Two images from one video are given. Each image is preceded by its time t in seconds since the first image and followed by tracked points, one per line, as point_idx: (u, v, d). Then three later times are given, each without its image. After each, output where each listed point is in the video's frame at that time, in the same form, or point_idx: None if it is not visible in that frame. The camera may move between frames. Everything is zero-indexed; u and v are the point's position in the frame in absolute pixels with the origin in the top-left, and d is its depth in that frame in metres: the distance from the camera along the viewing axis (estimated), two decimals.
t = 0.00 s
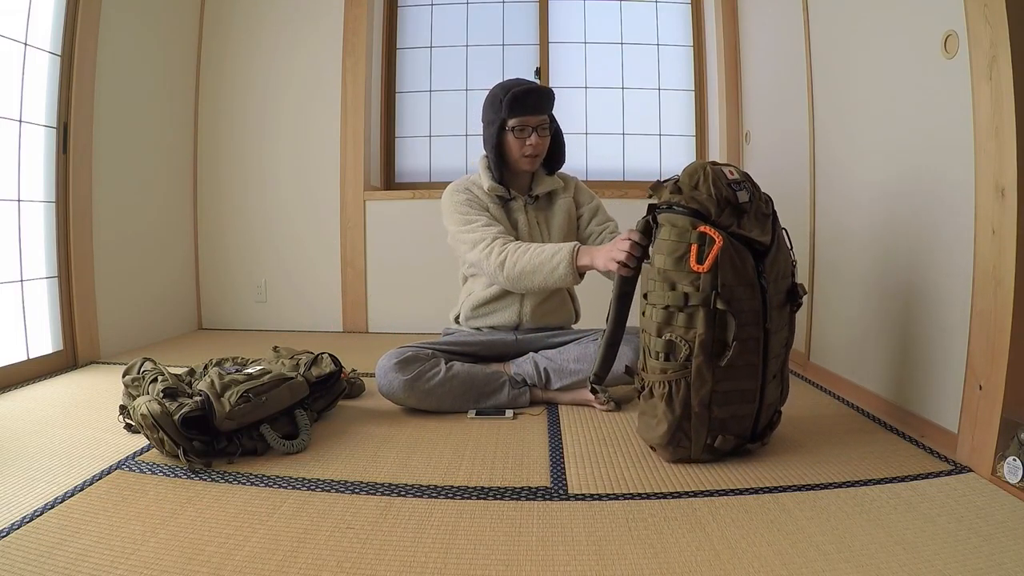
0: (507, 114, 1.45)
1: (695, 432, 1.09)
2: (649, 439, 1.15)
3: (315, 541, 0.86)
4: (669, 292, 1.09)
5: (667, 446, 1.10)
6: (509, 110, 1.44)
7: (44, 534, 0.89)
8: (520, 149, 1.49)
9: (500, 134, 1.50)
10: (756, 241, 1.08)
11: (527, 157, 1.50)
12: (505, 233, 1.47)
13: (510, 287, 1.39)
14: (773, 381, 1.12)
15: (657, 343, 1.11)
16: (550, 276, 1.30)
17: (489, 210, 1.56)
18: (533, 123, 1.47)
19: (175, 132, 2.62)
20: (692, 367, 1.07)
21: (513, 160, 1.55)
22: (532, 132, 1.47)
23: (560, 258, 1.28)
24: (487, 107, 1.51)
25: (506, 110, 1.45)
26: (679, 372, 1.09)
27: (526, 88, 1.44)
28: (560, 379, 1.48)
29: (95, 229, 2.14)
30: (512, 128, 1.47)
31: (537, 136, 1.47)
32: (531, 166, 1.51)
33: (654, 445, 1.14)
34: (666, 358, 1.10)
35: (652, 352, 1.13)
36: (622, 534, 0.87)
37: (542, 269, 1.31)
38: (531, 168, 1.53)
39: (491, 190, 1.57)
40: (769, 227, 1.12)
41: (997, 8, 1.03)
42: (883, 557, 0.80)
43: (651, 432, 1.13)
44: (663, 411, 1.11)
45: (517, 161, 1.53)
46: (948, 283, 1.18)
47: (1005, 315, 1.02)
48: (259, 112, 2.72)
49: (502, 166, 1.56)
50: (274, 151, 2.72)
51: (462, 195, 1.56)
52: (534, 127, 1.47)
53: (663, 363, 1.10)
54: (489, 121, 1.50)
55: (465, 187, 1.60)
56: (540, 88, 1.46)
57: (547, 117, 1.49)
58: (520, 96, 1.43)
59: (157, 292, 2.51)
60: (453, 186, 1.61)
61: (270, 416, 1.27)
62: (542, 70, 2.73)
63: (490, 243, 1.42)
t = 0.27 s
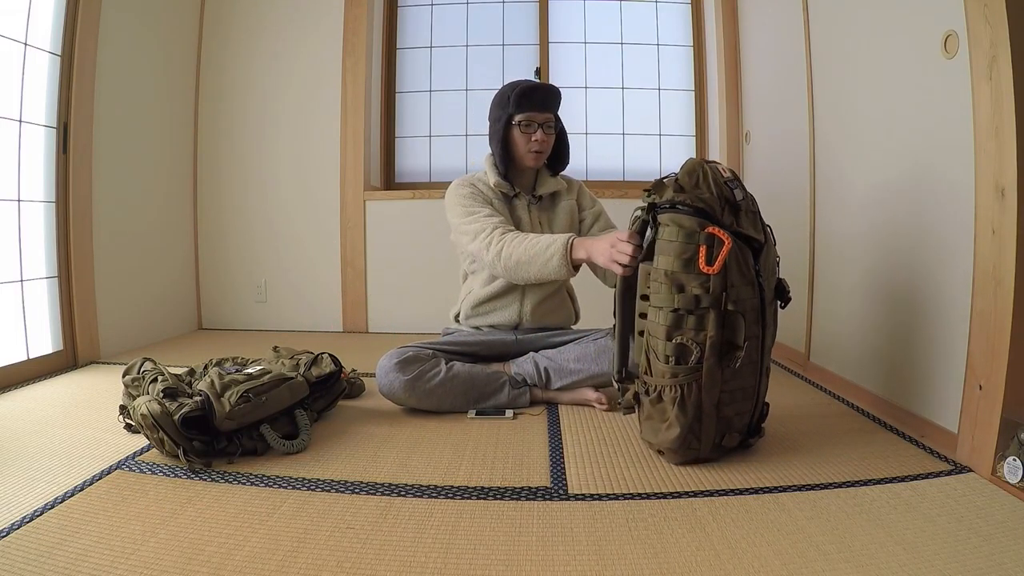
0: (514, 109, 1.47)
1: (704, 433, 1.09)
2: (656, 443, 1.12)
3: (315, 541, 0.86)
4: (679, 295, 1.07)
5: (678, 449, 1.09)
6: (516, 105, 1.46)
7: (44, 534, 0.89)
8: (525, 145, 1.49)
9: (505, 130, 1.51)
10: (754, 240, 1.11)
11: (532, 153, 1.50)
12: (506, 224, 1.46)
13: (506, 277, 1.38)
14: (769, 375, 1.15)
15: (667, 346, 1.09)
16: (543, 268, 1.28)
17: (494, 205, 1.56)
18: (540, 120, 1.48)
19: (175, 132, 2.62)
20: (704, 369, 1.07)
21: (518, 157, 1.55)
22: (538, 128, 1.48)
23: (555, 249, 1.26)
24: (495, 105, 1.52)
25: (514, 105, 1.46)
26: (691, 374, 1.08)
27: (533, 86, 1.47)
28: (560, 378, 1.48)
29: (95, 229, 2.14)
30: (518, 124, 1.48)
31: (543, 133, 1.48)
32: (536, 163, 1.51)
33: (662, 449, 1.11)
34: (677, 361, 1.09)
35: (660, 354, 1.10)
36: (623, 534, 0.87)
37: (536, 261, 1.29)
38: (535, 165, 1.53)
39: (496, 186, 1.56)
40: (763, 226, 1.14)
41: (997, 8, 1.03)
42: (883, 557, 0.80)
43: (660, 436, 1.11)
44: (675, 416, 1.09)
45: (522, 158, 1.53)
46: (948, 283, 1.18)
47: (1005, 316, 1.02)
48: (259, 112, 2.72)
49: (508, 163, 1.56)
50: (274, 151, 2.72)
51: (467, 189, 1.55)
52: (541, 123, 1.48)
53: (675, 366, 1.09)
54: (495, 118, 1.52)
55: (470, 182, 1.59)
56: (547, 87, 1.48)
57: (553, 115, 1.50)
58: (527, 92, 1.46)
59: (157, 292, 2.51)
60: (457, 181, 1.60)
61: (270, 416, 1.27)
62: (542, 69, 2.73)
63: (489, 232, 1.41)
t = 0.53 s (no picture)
0: (511, 110, 1.46)
1: (714, 425, 1.13)
2: (672, 442, 1.10)
3: (315, 542, 0.86)
4: (706, 293, 1.06)
5: (696, 444, 1.10)
6: (513, 107, 1.46)
7: (43, 534, 0.89)
8: (523, 147, 1.49)
9: (502, 130, 1.51)
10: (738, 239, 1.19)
11: (529, 154, 1.49)
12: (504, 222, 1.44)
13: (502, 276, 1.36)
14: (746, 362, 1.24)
15: (692, 344, 1.08)
16: (538, 267, 1.26)
17: (494, 206, 1.55)
18: (537, 121, 1.47)
19: (175, 133, 2.62)
20: (720, 363, 1.11)
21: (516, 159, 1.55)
22: (536, 129, 1.47)
23: (548, 249, 1.24)
24: (493, 106, 1.52)
25: (511, 107, 1.46)
26: (710, 370, 1.10)
27: (530, 86, 1.46)
28: (560, 379, 1.48)
29: (95, 229, 2.14)
30: (516, 125, 1.48)
31: (540, 134, 1.47)
32: (535, 164, 1.51)
33: (679, 447, 1.10)
34: (699, 358, 1.09)
35: (682, 352, 1.09)
36: (623, 534, 0.87)
37: (530, 259, 1.27)
38: (534, 166, 1.52)
39: (496, 186, 1.56)
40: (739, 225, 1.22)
41: (997, 8, 1.03)
42: (883, 557, 0.80)
43: (680, 434, 1.10)
44: (699, 412, 1.09)
45: (521, 159, 1.53)
46: (947, 283, 1.18)
47: (1005, 316, 1.02)
48: (259, 112, 2.72)
49: (507, 165, 1.56)
50: (274, 150, 2.72)
51: (468, 188, 1.55)
52: (538, 124, 1.47)
53: (697, 363, 1.09)
54: (494, 119, 1.51)
55: (471, 182, 1.59)
56: (543, 88, 1.48)
57: (550, 117, 1.49)
58: (523, 93, 1.45)
59: (157, 292, 2.51)
60: (459, 180, 1.60)
61: (270, 416, 1.27)
62: (542, 70, 2.73)
63: (485, 231, 1.40)
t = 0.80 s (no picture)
0: (496, 113, 1.46)
1: (719, 428, 1.12)
2: (675, 444, 1.10)
3: (315, 542, 0.86)
4: (716, 296, 1.05)
5: (700, 447, 1.10)
6: (497, 110, 1.45)
7: (43, 534, 0.89)
8: (511, 148, 1.49)
9: (489, 133, 1.51)
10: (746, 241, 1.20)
11: (518, 155, 1.49)
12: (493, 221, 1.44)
13: (488, 274, 1.36)
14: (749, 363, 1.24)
15: (700, 348, 1.07)
16: (519, 266, 1.26)
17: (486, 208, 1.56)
18: (523, 121, 1.47)
19: (175, 133, 2.62)
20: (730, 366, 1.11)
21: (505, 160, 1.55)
22: (522, 130, 1.47)
23: (529, 248, 1.23)
24: (478, 109, 1.51)
25: (496, 110, 1.46)
26: (717, 374, 1.09)
27: (513, 87, 1.45)
28: (560, 379, 1.48)
29: (95, 228, 2.14)
30: (502, 128, 1.47)
31: (528, 134, 1.47)
32: (524, 165, 1.51)
33: (682, 449, 1.10)
34: (707, 361, 1.08)
35: (690, 354, 1.08)
36: (623, 534, 0.87)
37: (512, 258, 1.27)
38: (523, 166, 1.53)
39: (488, 189, 1.56)
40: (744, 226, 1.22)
41: (997, 8, 1.03)
42: (883, 557, 0.80)
43: (684, 437, 1.10)
44: (705, 415, 1.09)
45: (509, 161, 1.53)
46: (947, 283, 1.18)
47: (1005, 315, 1.02)
48: (259, 112, 2.72)
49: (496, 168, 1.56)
50: (274, 150, 2.72)
51: (459, 191, 1.56)
52: (525, 124, 1.47)
53: (706, 366, 1.08)
54: (480, 122, 1.51)
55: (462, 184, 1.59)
56: (526, 87, 1.47)
57: (537, 115, 1.49)
58: (506, 95, 1.45)
59: (157, 292, 2.51)
60: (451, 182, 1.60)
61: (270, 416, 1.27)
62: (542, 70, 2.73)
63: (472, 229, 1.40)
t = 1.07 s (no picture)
0: (479, 115, 1.48)
1: (715, 426, 1.13)
2: (674, 443, 1.10)
3: (315, 542, 0.86)
4: (707, 293, 1.05)
5: (698, 445, 1.10)
6: (479, 111, 1.48)
7: (44, 534, 0.89)
8: (497, 148, 1.51)
9: (475, 135, 1.54)
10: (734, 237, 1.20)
11: (504, 154, 1.51)
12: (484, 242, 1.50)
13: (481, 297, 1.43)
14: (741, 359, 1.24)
15: (693, 346, 1.07)
16: (512, 292, 1.33)
17: (475, 214, 1.58)
18: (506, 120, 1.48)
19: (175, 133, 2.62)
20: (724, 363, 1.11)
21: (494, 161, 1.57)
22: (506, 129, 1.48)
23: (521, 275, 1.30)
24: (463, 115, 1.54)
25: (478, 112, 1.48)
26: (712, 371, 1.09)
27: (492, 87, 1.47)
28: (561, 379, 1.48)
29: (95, 228, 2.14)
30: (486, 129, 1.49)
31: (512, 133, 1.48)
32: (513, 163, 1.52)
33: (680, 448, 1.10)
34: (701, 359, 1.08)
35: (684, 353, 1.08)
36: (623, 534, 0.87)
37: (505, 284, 1.34)
38: (512, 164, 1.54)
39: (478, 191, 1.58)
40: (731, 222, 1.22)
41: (997, 8, 1.03)
42: (883, 557, 0.80)
43: (681, 435, 1.10)
44: (700, 413, 1.09)
45: (497, 161, 1.54)
46: (947, 283, 1.18)
47: (1005, 315, 1.02)
48: (259, 112, 2.72)
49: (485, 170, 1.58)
50: (274, 150, 2.72)
51: (448, 200, 1.59)
52: (508, 123, 1.48)
53: (700, 364, 1.08)
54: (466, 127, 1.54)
55: (452, 191, 1.61)
56: (505, 84, 1.48)
57: (519, 112, 1.49)
58: (485, 95, 1.47)
59: (157, 292, 2.51)
60: (443, 189, 1.63)
61: (270, 416, 1.27)
62: (542, 70, 2.73)
63: (463, 253, 1.46)
